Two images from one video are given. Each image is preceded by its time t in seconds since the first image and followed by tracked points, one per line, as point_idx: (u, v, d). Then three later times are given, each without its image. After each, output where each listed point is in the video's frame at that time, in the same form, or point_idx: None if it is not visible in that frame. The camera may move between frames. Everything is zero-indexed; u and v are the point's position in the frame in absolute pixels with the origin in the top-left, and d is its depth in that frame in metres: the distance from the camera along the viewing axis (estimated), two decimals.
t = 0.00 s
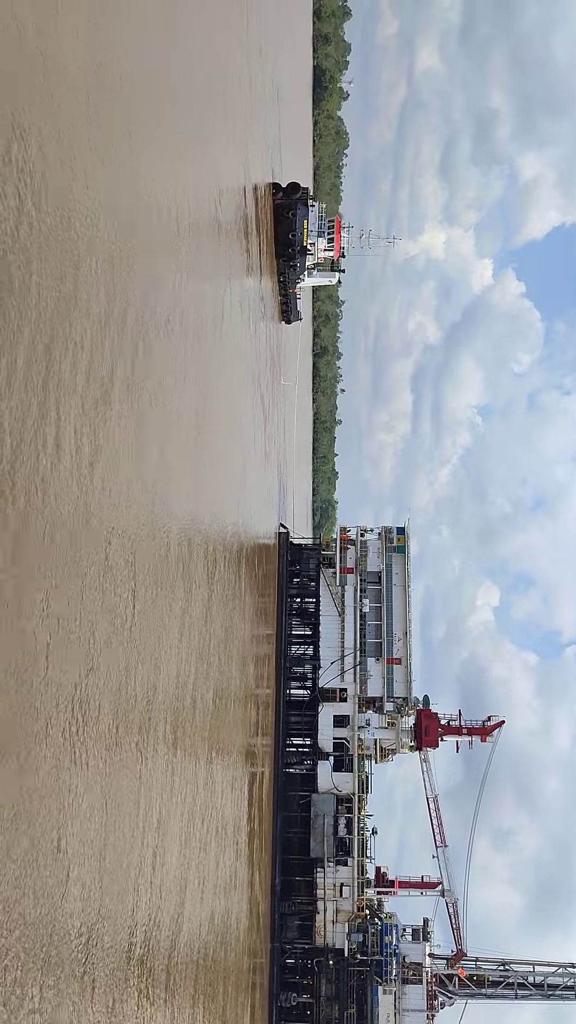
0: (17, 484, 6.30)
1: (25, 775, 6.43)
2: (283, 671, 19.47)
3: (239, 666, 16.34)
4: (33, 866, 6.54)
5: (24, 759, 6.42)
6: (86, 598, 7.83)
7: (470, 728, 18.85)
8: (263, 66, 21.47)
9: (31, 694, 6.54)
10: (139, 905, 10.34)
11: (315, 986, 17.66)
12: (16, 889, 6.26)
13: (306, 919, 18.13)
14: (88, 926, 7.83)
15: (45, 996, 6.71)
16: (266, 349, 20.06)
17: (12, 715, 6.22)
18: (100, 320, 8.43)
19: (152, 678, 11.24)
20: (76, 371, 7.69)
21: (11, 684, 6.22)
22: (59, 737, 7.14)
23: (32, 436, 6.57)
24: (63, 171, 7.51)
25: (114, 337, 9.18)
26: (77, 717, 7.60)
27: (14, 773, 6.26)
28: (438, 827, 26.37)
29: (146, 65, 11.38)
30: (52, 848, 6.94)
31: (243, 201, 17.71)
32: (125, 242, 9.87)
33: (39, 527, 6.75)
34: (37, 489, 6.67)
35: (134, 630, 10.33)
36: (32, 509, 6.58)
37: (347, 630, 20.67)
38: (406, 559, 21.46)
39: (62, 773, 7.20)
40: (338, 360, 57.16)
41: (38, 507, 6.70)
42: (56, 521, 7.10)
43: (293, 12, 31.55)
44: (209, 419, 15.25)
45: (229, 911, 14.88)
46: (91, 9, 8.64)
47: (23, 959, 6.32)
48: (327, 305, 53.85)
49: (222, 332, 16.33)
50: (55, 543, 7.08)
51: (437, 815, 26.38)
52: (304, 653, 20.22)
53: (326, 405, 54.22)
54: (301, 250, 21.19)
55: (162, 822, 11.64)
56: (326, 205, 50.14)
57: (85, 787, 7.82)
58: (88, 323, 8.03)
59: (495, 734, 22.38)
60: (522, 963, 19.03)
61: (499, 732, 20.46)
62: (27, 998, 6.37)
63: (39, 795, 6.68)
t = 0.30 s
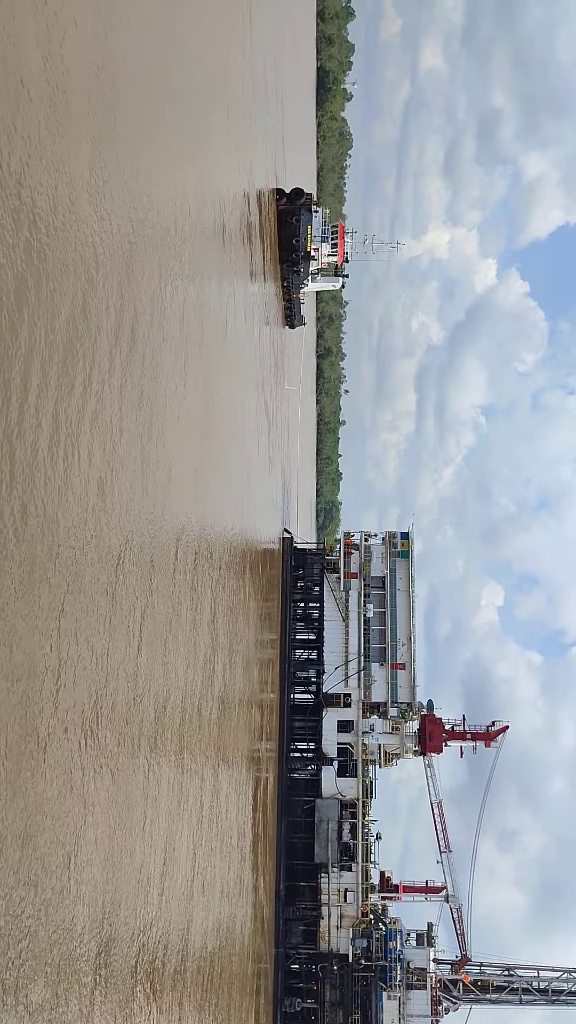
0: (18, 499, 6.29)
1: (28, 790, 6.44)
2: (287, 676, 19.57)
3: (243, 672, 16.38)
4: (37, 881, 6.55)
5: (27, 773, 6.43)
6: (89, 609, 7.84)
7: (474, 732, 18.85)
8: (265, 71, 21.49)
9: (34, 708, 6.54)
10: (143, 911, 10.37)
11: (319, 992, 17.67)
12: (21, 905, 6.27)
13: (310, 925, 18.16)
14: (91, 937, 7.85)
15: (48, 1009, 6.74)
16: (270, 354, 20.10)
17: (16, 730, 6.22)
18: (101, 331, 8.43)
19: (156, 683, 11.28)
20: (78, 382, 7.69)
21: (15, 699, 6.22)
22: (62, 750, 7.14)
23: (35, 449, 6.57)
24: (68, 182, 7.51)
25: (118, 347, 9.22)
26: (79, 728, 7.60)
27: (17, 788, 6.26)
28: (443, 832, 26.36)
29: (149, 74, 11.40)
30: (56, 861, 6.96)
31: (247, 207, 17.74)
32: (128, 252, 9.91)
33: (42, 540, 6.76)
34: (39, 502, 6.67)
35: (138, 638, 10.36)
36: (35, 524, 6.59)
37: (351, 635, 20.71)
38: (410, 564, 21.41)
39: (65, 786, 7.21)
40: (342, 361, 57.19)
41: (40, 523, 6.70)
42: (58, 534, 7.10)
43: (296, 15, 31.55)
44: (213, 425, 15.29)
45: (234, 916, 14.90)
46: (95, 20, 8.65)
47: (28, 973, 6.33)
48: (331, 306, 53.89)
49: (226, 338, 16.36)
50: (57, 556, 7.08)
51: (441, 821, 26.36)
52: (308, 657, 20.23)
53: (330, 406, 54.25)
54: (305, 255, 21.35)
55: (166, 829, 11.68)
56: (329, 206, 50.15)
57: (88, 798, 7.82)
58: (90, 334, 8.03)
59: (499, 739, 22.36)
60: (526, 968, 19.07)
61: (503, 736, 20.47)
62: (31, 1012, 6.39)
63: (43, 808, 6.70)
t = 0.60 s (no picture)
0: (18, 507, 6.28)
1: (29, 798, 6.43)
2: (289, 680, 19.49)
3: (245, 676, 16.39)
4: (39, 890, 6.54)
5: (29, 781, 6.42)
6: (91, 615, 7.82)
7: (476, 737, 18.82)
8: (267, 75, 21.52)
9: (35, 716, 6.54)
10: (146, 915, 10.40)
11: (322, 996, 17.74)
12: (21, 913, 6.26)
13: (313, 929, 18.14)
14: (93, 945, 7.83)
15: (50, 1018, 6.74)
16: (272, 357, 20.11)
17: (17, 738, 6.22)
18: (103, 336, 8.42)
19: (158, 689, 11.30)
20: (79, 388, 7.68)
21: (16, 708, 6.21)
22: (64, 758, 7.13)
23: (34, 456, 6.55)
24: (69, 188, 7.50)
25: (120, 350, 9.17)
26: (81, 735, 7.60)
27: (18, 797, 6.25)
28: (445, 836, 26.37)
29: (150, 81, 11.43)
30: (58, 870, 6.95)
31: (249, 211, 17.76)
32: (128, 259, 9.90)
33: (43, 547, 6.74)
34: (37, 510, 6.62)
35: (140, 645, 10.36)
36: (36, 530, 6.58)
37: (353, 640, 20.70)
38: (412, 568, 21.55)
39: (66, 794, 7.20)
40: (344, 362, 57.20)
41: (41, 528, 6.70)
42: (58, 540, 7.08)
43: (298, 16, 31.56)
44: (215, 430, 15.30)
45: (236, 919, 14.92)
46: (97, 28, 8.67)
47: (29, 982, 6.32)
48: (333, 306, 53.87)
49: (228, 343, 16.37)
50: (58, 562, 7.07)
51: (443, 825, 26.35)
52: (310, 661, 20.19)
53: (332, 406, 54.25)
54: (307, 259, 21.38)
55: (169, 834, 11.69)
56: (330, 207, 50.15)
57: (89, 805, 7.79)
58: (92, 339, 8.02)
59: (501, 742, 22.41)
60: (529, 971, 19.08)
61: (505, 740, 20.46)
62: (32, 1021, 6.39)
63: (44, 816, 6.69)
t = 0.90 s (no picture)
0: (18, 514, 6.28)
1: (30, 805, 6.44)
2: (289, 684, 19.44)
3: (246, 680, 16.42)
4: (39, 898, 6.54)
5: (29, 788, 6.43)
6: (90, 623, 7.83)
7: (477, 739, 18.98)
8: (267, 78, 21.53)
9: (35, 724, 6.55)
10: (147, 920, 10.44)
11: (323, 999, 17.77)
12: (22, 921, 6.26)
13: (314, 932, 18.15)
14: (93, 952, 7.86)
15: None
16: (272, 361, 20.13)
17: (17, 746, 6.24)
18: (103, 343, 8.42)
19: (159, 694, 11.34)
20: (79, 395, 7.66)
21: (15, 715, 6.21)
22: (63, 767, 7.13)
23: (36, 469, 6.57)
24: (69, 198, 7.52)
25: (120, 359, 9.18)
26: (80, 743, 7.59)
27: (18, 802, 6.25)
28: (445, 838, 26.40)
29: (150, 89, 11.46)
30: (58, 878, 6.96)
31: (249, 215, 17.79)
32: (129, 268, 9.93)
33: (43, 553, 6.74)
34: (37, 523, 6.63)
35: (141, 651, 10.39)
36: (36, 537, 6.60)
37: (354, 643, 20.75)
38: (412, 571, 21.67)
39: (66, 804, 7.19)
40: (345, 361, 57.21)
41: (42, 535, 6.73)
42: (59, 547, 7.07)
43: (298, 17, 31.54)
44: (215, 435, 15.33)
45: (237, 922, 14.97)
46: (97, 39, 8.69)
47: (29, 991, 6.33)
48: (334, 306, 53.88)
49: (228, 347, 16.39)
50: (58, 569, 7.06)
51: (444, 827, 26.39)
52: (311, 664, 20.15)
53: (332, 406, 54.25)
54: (307, 262, 21.39)
55: (169, 839, 11.72)
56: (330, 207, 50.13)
57: (90, 813, 7.80)
58: (91, 348, 8.01)
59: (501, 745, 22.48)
60: (529, 974, 19.08)
61: (505, 744, 20.46)
62: None
63: (45, 824, 6.71)
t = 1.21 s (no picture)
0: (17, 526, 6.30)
1: (29, 815, 6.47)
2: (288, 688, 19.53)
3: (245, 685, 16.43)
4: (37, 909, 6.56)
5: (29, 797, 6.46)
6: (89, 630, 7.84)
7: (475, 744, 18.89)
8: (266, 80, 21.52)
9: (35, 734, 6.56)
10: (146, 925, 10.45)
11: (323, 1003, 17.73)
12: (21, 931, 6.29)
13: (313, 936, 18.14)
14: (93, 960, 7.87)
15: None
16: (271, 364, 20.13)
17: (17, 756, 6.25)
18: (102, 351, 8.41)
19: (158, 699, 11.35)
20: (78, 404, 7.67)
21: (15, 726, 6.23)
22: (63, 776, 7.15)
23: (34, 483, 6.56)
24: (68, 208, 7.50)
25: (119, 367, 9.18)
26: (79, 751, 7.60)
27: (17, 812, 6.27)
28: (444, 842, 26.40)
29: (150, 95, 11.46)
30: (58, 888, 6.99)
31: (248, 219, 17.79)
32: (128, 276, 9.94)
33: (41, 563, 6.76)
34: (36, 536, 6.63)
35: (140, 655, 10.40)
36: (34, 547, 6.62)
37: (353, 647, 20.84)
38: (412, 576, 21.48)
39: (65, 813, 7.21)
40: (344, 362, 57.23)
41: (40, 545, 6.76)
42: (57, 558, 7.08)
43: (297, 19, 31.58)
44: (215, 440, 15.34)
45: (237, 926, 14.99)
46: (98, 48, 8.67)
47: (28, 998, 6.35)
48: (333, 306, 53.90)
49: (228, 352, 16.42)
50: (58, 579, 7.08)
51: (443, 831, 26.37)
52: (310, 667, 20.20)
53: (331, 406, 54.27)
54: (307, 266, 21.40)
55: (169, 843, 11.73)
56: (329, 206, 50.11)
57: (89, 822, 7.81)
58: (90, 356, 8.03)
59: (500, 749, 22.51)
60: (528, 977, 19.10)
61: (505, 748, 20.46)
62: None
63: (44, 833, 6.74)
